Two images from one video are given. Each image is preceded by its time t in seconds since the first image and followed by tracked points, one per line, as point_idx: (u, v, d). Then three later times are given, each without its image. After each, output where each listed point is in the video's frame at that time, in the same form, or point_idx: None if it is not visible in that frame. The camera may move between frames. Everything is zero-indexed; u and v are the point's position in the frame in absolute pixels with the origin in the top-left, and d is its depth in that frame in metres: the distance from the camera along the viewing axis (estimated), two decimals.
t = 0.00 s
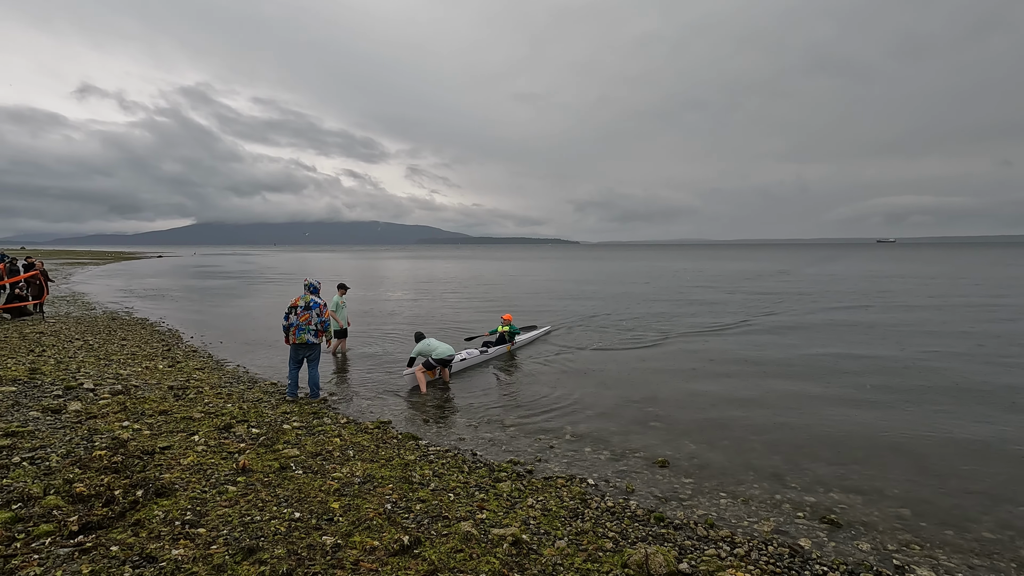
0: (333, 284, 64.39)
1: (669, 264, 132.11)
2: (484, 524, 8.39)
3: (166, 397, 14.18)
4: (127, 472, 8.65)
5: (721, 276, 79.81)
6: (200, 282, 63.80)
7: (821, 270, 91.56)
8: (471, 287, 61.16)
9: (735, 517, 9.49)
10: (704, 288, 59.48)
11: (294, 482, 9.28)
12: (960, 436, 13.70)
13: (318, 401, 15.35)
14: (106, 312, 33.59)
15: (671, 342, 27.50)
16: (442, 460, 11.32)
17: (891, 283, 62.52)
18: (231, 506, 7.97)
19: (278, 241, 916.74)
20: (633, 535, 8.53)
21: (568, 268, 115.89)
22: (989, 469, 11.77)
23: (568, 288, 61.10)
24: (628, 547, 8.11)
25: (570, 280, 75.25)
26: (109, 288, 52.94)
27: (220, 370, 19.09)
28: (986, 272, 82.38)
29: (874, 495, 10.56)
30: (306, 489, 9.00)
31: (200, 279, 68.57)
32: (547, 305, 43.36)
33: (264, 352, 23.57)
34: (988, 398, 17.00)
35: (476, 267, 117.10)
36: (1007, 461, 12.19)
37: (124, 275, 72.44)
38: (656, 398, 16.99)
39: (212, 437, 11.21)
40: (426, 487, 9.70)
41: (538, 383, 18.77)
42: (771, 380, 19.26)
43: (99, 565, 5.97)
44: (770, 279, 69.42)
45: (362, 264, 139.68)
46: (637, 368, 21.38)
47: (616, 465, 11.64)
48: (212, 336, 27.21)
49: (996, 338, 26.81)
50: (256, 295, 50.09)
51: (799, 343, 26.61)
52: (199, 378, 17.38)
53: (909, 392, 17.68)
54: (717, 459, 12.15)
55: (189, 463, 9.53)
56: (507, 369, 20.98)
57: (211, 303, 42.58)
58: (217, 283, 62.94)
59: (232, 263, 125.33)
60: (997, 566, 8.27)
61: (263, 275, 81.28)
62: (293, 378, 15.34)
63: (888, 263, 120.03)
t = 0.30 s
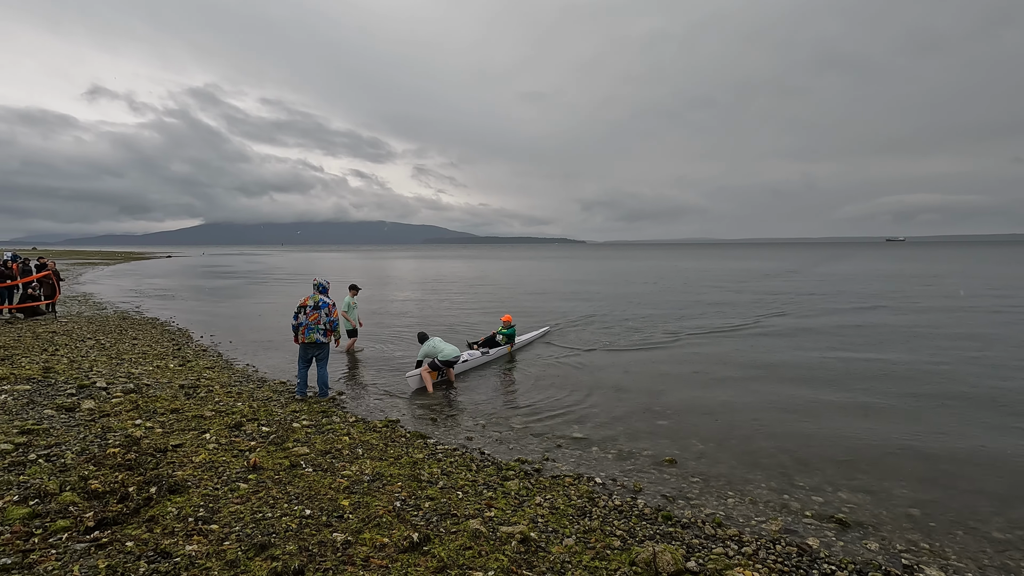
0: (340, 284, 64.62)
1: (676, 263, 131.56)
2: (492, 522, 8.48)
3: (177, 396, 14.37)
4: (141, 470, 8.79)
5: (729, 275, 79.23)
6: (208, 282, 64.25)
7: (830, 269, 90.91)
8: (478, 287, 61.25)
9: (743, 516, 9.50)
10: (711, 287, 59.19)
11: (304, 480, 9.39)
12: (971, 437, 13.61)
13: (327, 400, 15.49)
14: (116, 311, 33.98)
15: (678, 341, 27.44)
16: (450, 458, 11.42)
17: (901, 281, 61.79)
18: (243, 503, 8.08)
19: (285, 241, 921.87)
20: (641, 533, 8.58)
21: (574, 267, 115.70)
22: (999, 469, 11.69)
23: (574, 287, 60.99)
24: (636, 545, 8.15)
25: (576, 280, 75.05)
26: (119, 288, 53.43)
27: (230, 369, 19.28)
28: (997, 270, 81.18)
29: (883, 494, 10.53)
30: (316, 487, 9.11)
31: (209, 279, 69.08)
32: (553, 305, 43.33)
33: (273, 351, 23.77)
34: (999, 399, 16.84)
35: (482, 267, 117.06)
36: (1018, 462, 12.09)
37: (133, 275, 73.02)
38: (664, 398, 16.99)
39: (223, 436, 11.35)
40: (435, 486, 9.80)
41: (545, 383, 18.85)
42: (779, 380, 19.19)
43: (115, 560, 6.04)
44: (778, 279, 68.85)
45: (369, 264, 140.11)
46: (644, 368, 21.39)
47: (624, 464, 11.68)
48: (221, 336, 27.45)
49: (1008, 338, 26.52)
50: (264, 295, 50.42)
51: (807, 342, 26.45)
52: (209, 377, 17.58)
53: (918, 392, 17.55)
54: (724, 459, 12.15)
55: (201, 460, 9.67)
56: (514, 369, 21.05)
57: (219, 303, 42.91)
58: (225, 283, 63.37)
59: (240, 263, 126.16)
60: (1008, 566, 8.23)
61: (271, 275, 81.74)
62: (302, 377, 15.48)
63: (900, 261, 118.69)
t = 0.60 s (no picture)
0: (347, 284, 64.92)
1: (684, 263, 130.98)
2: (497, 519, 8.55)
3: (187, 393, 14.58)
4: (152, 466, 8.95)
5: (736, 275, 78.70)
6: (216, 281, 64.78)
7: (839, 270, 90.18)
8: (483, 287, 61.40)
9: (747, 515, 9.52)
10: (718, 288, 58.91)
11: (312, 476, 9.51)
12: (980, 438, 13.51)
13: (334, 398, 15.65)
14: (127, 310, 34.45)
15: (684, 342, 27.41)
16: (456, 456, 11.51)
17: (911, 282, 61.20)
18: (252, 499, 8.19)
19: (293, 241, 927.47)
20: (645, 531, 8.62)
21: (581, 267, 115.51)
22: (1007, 471, 11.62)
23: (581, 287, 60.92)
24: (640, 543, 8.20)
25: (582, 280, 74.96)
26: (129, 287, 54.02)
27: (238, 368, 19.51)
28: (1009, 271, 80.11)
29: (888, 495, 10.50)
30: (324, 484, 9.22)
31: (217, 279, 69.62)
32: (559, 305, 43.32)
33: (281, 350, 24.00)
34: (1008, 402, 16.70)
35: (489, 267, 117.12)
36: None
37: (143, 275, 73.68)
38: (669, 399, 16.99)
39: (232, 432, 11.53)
40: (440, 483, 9.88)
41: (550, 383, 18.90)
42: (785, 382, 19.13)
43: (127, 553, 6.16)
44: (787, 279, 68.36)
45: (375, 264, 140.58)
46: (649, 369, 21.41)
47: (628, 463, 11.71)
48: (229, 335, 27.72)
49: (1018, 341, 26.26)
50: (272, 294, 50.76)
51: (814, 344, 26.32)
52: (217, 375, 17.81)
53: (927, 395, 17.42)
54: (729, 458, 12.15)
55: (210, 457, 9.82)
56: (519, 369, 21.11)
57: (228, 302, 43.30)
58: (233, 283, 63.93)
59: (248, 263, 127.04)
60: (1014, 567, 8.20)
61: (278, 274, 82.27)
62: (309, 375, 15.63)
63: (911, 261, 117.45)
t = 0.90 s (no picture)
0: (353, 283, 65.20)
1: (691, 263, 130.29)
2: (498, 518, 8.57)
3: (193, 392, 14.73)
4: (156, 463, 9.04)
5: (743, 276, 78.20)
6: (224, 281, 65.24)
7: (848, 270, 89.49)
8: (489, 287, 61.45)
9: (749, 516, 9.49)
10: (725, 288, 58.59)
11: (314, 475, 9.57)
12: (988, 442, 13.37)
13: (338, 397, 15.75)
14: (136, 309, 34.82)
15: (690, 344, 27.30)
16: (458, 455, 11.54)
17: (921, 282, 60.49)
18: (254, 497, 8.26)
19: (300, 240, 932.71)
20: (645, 532, 8.61)
21: (587, 267, 115.26)
22: (1013, 474, 11.50)
23: (587, 287, 60.79)
24: (640, 543, 8.19)
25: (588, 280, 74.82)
26: (138, 286, 54.56)
27: (244, 366, 19.69)
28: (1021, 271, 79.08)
29: (892, 496, 10.43)
30: (326, 482, 9.28)
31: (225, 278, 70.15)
32: (564, 305, 43.29)
33: (287, 349, 24.16)
34: (1018, 406, 16.49)
35: (495, 266, 117.16)
36: None
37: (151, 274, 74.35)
38: (673, 400, 16.96)
39: (236, 431, 11.63)
40: (442, 482, 9.91)
41: (554, 383, 18.91)
42: (791, 383, 19.03)
43: (129, 550, 6.23)
44: (795, 279, 67.81)
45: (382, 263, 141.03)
46: (653, 370, 21.36)
47: (631, 464, 11.70)
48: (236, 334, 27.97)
49: None
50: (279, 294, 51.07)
51: (821, 347, 26.13)
52: (223, 373, 17.99)
53: (934, 399, 17.26)
54: (732, 459, 12.11)
55: (214, 455, 9.91)
56: (523, 369, 21.14)
57: (235, 301, 43.61)
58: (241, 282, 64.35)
59: (256, 262, 127.93)
60: (1019, 571, 8.12)
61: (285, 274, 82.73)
62: (314, 374, 15.75)
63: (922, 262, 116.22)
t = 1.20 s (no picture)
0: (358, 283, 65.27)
1: (696, 262, 129.53)
2: (492, 517, 8.49)
3: (192, 390, 14.75)
4: (151, 460, 9.02)
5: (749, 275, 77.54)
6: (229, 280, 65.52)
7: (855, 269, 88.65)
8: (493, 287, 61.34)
9: (748, 516, 9.35)
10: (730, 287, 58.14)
11: (308, 473, 9.53)
12: (995, 443, 13.12)
13: (337, 396, 15.72)
14: (140, 308, 34.99)
15: (694, 343, 27.05)
16: (455, 454, 11.47)
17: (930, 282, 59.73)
18: (247, 494, 8.22)
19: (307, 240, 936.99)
20: (642, 531, 8.50)
21: (592, 266, 114.96)
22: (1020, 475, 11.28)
23: (591, 287, 60.60)
24: (635, 543, 8.09)
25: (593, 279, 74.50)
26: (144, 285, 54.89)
27: (245, 365, 19.72)
28: None
29: (896, 497, 10.25)
30: (320, 480, 9.24)
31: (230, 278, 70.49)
32: (568, 304, 43.11)
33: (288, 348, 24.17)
34: None
35: (500, 266, 117.10)
36: None
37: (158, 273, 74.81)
38: (675, 399, 16.79)
39: (233, 429, 11.62)
40: (437, 480, 9.85)
41: (555, 382, 18.78)
42: (795, 384, 18.81)
43: (118, 547, 6.20)
44: (800, 279, 67.15)
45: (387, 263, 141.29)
46: (656, 369, 21.19)
47: (629, 463, 11.58)
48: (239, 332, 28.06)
49: None
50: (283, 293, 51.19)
51: (827, 348, 25.82)
52: (224, 372, 18.01)
53: (942, 400, 16.99)
54: (733, 459, 11.96)
55: (209, 452, 9.89)
56: (524, 368, 21.04)
57: (240, 301, 43.75)
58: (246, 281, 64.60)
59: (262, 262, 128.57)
60: None
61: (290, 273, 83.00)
62: (313, 372, 15.72)
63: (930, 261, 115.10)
